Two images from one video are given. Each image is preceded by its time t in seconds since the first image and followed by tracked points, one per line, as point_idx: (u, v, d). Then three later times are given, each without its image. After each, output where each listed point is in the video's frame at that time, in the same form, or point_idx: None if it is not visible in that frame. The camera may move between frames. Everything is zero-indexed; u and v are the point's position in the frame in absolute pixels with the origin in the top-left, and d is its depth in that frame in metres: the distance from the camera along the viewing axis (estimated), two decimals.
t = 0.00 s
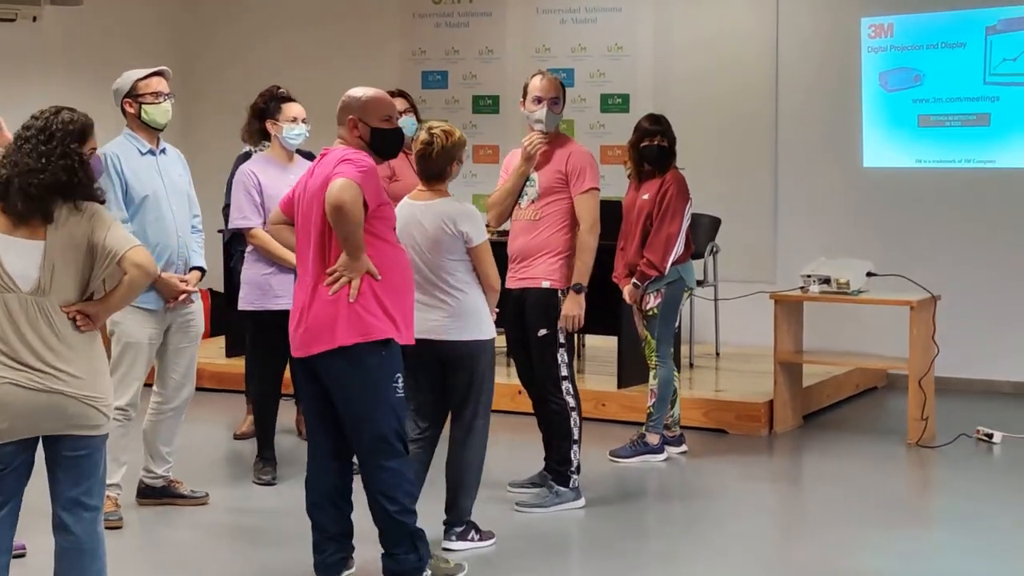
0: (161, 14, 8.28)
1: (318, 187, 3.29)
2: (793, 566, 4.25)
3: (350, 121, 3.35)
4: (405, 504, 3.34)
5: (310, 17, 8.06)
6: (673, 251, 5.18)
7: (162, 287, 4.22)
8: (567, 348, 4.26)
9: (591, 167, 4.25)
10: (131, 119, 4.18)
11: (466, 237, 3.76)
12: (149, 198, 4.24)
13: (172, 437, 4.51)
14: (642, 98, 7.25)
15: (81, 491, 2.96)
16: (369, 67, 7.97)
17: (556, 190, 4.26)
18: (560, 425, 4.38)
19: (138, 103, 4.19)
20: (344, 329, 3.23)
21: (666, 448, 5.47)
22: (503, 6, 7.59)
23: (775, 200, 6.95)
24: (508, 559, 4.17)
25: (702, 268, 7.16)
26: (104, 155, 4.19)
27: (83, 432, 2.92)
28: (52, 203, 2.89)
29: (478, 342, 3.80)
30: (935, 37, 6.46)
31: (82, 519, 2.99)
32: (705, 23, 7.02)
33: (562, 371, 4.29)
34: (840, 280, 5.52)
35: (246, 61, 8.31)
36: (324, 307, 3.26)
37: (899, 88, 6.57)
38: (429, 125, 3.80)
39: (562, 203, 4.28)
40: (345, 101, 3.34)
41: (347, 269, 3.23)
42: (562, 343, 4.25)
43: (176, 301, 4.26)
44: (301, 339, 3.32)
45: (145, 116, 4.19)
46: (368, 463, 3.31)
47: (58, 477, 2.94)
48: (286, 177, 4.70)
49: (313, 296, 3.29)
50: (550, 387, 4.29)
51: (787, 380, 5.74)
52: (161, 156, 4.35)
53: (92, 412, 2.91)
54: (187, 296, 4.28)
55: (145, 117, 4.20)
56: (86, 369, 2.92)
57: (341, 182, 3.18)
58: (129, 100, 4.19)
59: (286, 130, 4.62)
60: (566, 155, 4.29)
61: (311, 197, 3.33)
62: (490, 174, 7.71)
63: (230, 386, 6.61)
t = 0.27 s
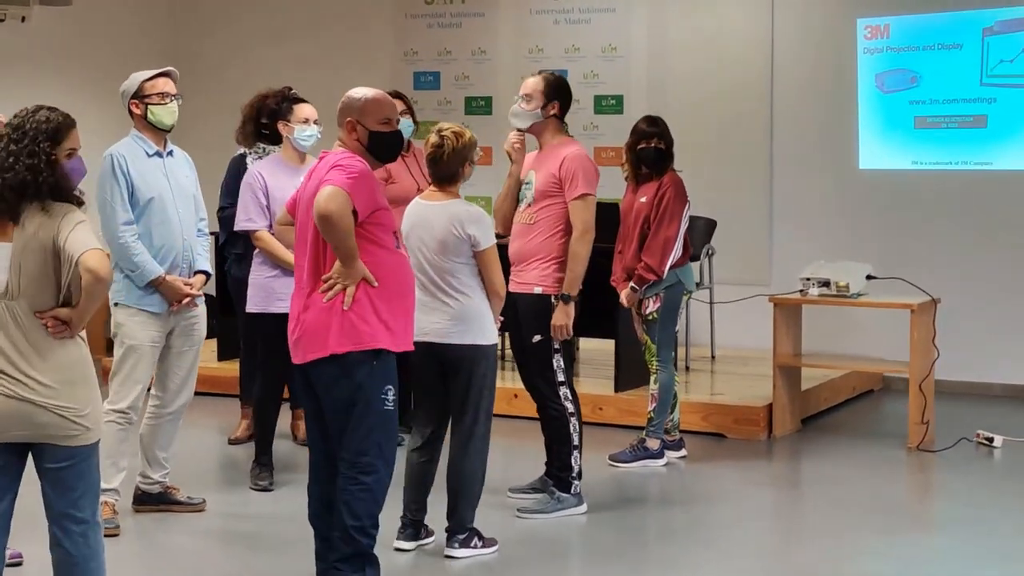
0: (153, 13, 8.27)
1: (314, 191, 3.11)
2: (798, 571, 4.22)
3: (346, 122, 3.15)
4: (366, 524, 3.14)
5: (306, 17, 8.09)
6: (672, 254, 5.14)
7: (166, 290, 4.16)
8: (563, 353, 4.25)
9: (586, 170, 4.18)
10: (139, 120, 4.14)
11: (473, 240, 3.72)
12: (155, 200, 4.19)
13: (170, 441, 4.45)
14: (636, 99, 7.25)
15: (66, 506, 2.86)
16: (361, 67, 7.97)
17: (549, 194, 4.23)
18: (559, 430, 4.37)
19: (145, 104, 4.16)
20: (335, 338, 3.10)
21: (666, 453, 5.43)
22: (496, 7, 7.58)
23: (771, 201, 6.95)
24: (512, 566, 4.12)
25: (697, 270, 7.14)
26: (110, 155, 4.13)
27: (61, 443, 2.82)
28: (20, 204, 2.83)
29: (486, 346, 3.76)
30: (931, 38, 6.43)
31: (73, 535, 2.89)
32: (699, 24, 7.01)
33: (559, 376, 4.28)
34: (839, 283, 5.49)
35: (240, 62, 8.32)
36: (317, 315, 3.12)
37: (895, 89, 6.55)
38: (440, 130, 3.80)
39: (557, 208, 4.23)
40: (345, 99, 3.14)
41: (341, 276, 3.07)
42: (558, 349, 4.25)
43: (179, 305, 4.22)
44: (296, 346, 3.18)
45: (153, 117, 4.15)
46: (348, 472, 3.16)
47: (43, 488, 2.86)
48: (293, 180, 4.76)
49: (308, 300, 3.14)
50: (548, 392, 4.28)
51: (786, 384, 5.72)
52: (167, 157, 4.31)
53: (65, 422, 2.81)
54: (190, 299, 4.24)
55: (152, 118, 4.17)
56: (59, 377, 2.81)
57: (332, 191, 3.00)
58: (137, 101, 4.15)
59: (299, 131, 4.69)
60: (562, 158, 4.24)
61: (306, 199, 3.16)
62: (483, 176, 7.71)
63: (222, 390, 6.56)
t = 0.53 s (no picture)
0: (146, 11, 8.24)
1: (338, 196, 2.97)
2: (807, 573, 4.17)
3: (361, 120, 3.03)
4: (368, 538, 3.00)
5: (301, 15, 8.07)
6: (672, 255, 5.09)
7: (169, 290, 4.10)
8: (558, 357, 4.27)
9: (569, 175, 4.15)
10: (145, 119, 4.09)
11: (465, 240, 3.69)
12: (160, 199, 4.13)
13: (169, 445, 4.39)
14: (632, 98, 7.23)
15: (64, 516, 2.84)
16: (355, 66, 7.95)
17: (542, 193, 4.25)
18: (562, 432, 4.39)
19: (151, 102, 4.11)
20: (356, 348, 2.96)
21: (669, 455, 5.38)
22: (492, 7, 7.56)
23: (769, 201, 6.92)
24: (520, 569, 4.07)
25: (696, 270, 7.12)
26: (116, 151, 4.08)
27: (52, 449, 2.80)
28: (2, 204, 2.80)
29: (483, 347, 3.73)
30: (932, 37, 6.41)
31: (73, 545, 2.87)
32: (696, 22, 6.98)
33: (556, 379, 4.30)
34: (842, 283, 5.44)
35: (234, 60, 8.29)
36: (336, 324, 2.98)
37: (895, 89, 6.53)
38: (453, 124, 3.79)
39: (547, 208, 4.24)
40: (356, 99, 3.02)
41: (363, 286, 2.95)
42: (553, 353, 4.26)
43: (181, 305, 4.15)
44: (306, 352, 3.04)
45: (159, 116, 4.09)
46: (351, 482, 3.01)
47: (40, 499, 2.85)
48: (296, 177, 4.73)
49: (325, 309, 3.00)
50: (546, 395, 4.30)
51: (789, 385, 5.69)
52: (172, 157, 4.24)
53: (54, 427, 2.79)
54: (193, 300, 4.17)
55: (158, 117, 4.12)
56: (47, 381, 2.79)
57: (367, 201, 2.87)
58: (143, 99, 4.10)
59: (309, 131, 4.65)
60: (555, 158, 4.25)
61: (323, 203, 3.02)
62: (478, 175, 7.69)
63: (217, 391, 6.51)
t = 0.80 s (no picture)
0: (142, 11, 8.23)
1: (360, 206, 2.83)
2: None
3: (387, 125, 2.92)
4: (383, 553, 2.87)
5: (298, 17, 8.05)
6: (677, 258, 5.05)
7: (171, 295, 4.04)
8: (565, 361, 4.23)
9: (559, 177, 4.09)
10: (147, 121, 4.01)
11: (453, 244, 3.60)
12: (161, 202, 4.06)
13: (172, 450, 4.34)
14: (632, 100, 7.24)
15: (70, 530, 2.75)
16: (352, 67, 7.95)
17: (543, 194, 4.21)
18: (570, 439, 4.35)
19: (154, 104, 4.03)
20: (373, 362, 2.84)
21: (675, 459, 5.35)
22: (490, 7, 7.57)
23: (769, 203, 6.93)
24: None
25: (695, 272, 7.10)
26: (114, 152, 3.99)
27: (54, 459, 2.71)
28: None
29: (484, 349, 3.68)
30: (934, 38, 6.39)
31: (80, 559, 2.78)
32: (696, 24, 6.99)
33: (564, 385, 4.26)
34: (848, 287, 5.40)
35: (231, 60, 8.28)
36: (350, 337, 2.85)
37: (896, 91, 6.51)
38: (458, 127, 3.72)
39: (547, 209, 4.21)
40: (381, 104, 2.91)
41: (382, 299, 2.83)
42: (559, 357, 4.23)
43: (183, 310, 4.09)
44: (317, 360, 2.91)
45: (161, 118, 4.02)
46: (365, 496, 2.88)
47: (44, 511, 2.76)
48: (301, 181, 4.68)
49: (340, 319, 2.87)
50: (553, 401, 4.27)
51: (794, 390, 5.67)
52: (172, 159, 4.17)
53: (52, 436, 2.70)
54: (195, 304, 4.11)
55: (161, 119, 4.04)
56: (47, 390, 2.70)
57: (392, 216, 2.75)
58: (145, 101, 4.02)
59: (317, 133, 4.64)
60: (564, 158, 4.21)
61: (344, 209, 2.88)
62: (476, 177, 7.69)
63: (215, 397, 6.46)
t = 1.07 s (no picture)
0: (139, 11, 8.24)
1: (371, 212, 2.76)
2: None
3: (406, 130, 2.84)
4: (394, 561, 2.80)
5: (295, 19, 8.06)
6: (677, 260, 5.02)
7: (171, 301, 3.98)
8: (573, 365, 4.21)
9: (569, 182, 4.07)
10: (144, 123, 3.97)
11: (458, 251, 3.52)
12: (159, 206, 4.01)
13: (175, 455, 4.30)
14: (631, 101, 7.27)
15: (77, 541, 2.71)
16: (349, 68, 7.98)
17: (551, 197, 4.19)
18: (578, 443, 4.33)
19: (151, 107, 4.00)
20: (378, 371, 2.77)
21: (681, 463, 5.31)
22: (487, 8, 7.60)
23: (769, 204, 6.95)
24: None
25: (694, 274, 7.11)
26: (110, 157, 3.93)
27: (60, 469, 2.66)
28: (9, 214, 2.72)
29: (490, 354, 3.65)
30: (934, 40, 6.39)
31: (91, 570, 2.74)
32: (695, 25, 7.02)
33: (572, 390, 4.24)
34: (854, 289, 5.39)
35: (228, 61, 8.30)
36: (357, 343, 2.79)
37: (896, 92, 6.52)
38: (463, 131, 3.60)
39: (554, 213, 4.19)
40: (402, 109, 2.83)
41: (388, 307, 2.75)
42: (568, 361, 4.21)
43: (183, 315, 4.03)
44: (326, 362, 2.86)
45: (159, 120, 3.97)
46: (375, 505, 2.82)
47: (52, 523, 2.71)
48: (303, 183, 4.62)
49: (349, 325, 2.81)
50: (560, 406, 4.25)
51: (798, 392, 5.68)
52: (167, 162, 4.12)
53: (58, 447, 2.64)
54: (195, 308, 4.05)
55: (157, 121, 4.00)
56: (52, 399, 2.65)
57: (397, 226, 2.67)
58: (141, 103, 3.98)
59: (316, 136, 4.56)
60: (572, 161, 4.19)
61: (357, 213, 2.81)
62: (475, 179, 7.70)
63: (214, 401, 6.44)
